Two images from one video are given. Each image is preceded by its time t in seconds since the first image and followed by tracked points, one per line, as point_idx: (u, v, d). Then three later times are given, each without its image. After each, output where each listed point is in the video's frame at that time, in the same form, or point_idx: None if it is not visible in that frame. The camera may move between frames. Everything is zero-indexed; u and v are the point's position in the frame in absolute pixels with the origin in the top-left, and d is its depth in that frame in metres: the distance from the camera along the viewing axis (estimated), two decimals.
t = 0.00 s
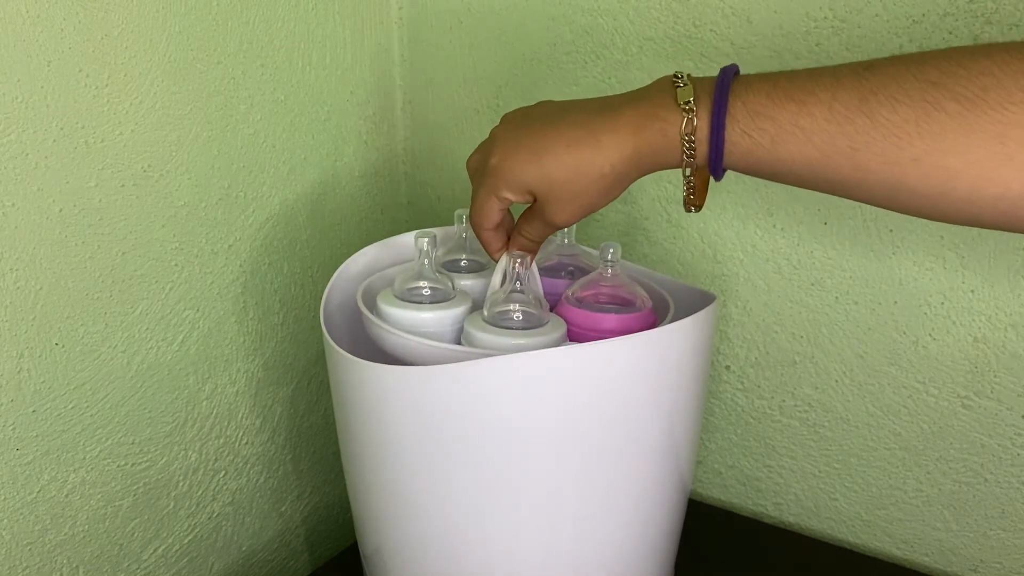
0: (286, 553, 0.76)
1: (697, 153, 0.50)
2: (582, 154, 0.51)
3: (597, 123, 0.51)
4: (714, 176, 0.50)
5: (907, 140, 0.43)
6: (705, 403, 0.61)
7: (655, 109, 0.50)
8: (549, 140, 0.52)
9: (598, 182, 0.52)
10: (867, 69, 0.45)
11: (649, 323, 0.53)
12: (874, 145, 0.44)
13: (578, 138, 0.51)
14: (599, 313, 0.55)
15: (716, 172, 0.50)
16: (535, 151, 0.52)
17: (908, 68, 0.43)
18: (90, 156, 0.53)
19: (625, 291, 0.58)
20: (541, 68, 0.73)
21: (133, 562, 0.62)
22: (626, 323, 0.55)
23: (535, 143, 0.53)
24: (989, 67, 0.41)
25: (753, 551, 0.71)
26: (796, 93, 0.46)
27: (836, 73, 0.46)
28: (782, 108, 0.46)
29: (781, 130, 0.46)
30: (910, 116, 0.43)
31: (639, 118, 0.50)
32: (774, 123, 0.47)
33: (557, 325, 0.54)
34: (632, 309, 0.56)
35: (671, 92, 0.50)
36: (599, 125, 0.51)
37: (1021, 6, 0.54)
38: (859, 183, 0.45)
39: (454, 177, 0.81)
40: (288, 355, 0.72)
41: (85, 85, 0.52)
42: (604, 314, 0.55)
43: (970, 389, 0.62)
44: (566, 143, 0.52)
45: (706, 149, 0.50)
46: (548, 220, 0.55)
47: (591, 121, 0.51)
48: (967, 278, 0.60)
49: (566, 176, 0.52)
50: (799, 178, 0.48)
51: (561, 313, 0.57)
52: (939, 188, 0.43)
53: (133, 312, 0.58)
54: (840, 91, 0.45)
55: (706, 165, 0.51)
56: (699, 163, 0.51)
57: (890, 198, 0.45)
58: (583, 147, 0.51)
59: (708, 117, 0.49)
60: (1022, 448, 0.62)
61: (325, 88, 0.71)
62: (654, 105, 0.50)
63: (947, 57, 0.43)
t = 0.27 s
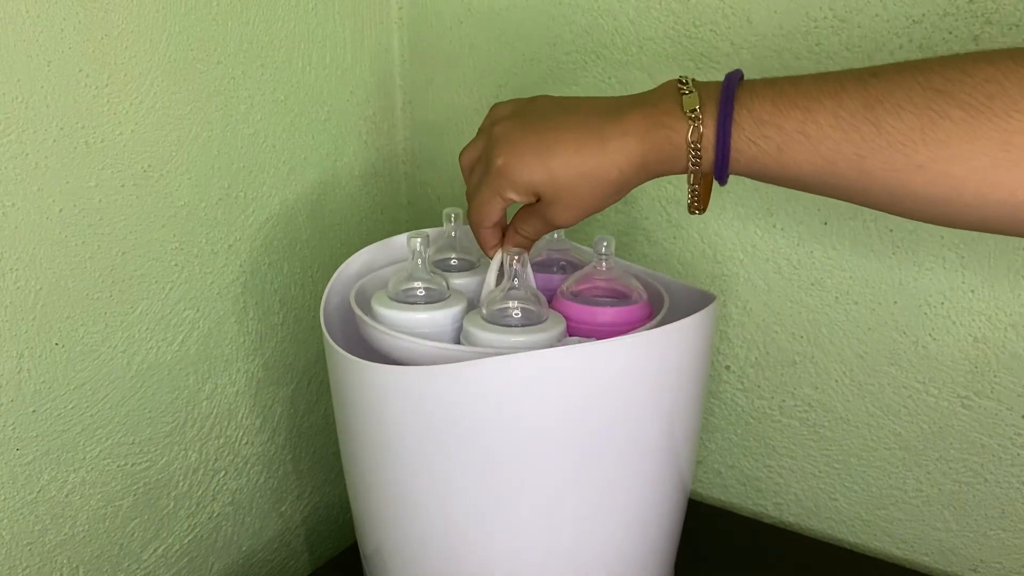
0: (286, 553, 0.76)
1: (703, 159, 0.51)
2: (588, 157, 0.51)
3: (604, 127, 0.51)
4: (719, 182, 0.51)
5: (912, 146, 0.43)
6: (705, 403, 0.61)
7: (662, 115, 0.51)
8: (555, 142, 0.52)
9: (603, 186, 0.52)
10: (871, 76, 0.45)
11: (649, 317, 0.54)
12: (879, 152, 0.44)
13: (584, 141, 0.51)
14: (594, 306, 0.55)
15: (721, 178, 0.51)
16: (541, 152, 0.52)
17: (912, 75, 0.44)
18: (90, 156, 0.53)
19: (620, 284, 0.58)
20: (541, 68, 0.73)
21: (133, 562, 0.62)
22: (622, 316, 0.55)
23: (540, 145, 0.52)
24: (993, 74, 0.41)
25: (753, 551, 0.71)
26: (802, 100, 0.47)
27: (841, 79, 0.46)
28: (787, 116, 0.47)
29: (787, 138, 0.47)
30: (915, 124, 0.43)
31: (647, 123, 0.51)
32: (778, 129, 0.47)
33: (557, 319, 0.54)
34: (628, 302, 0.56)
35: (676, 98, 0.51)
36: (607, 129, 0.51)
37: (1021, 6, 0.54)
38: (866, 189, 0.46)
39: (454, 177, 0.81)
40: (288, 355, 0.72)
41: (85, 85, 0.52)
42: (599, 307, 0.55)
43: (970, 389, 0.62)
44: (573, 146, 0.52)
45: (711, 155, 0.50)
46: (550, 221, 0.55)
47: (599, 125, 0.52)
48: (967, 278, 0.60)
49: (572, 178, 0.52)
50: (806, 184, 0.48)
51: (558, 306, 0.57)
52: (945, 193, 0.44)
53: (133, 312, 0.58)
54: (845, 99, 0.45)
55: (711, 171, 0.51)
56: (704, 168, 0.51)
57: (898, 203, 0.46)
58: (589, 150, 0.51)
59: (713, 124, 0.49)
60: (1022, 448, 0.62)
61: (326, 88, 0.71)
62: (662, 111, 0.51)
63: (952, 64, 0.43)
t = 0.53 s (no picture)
0: (286, 553, 0.76)
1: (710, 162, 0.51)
2: (596, 159, 0.51)
3: (613, 129, 0.51)
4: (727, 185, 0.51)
5: (919, 151, 0.43)
6: (705, 403, 0.61)
7: (669, 117, 0.51)
8: (564, 143, 0.52)
9: (611, 188, 0.52)
10: (879, 81, 0.45)
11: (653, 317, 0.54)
12: (887, 157, 0.44)
13: (593, 143, 0.52)
14: (599, 310, 0.55)
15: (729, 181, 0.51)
16: (549, 154, 0.52)
17: (919, 80, 0.44)
18: (90, 156, 0.53)
19: (626, 288, 0.58)
20: (542, 68, 0.73)
21: (133, 562, 0.62)
22: (628, 319, 0.55)
23: (549, 146, 0.52)
24: (1000, 79, 0.41)
25: (753, 551, 0.71)
26: (810, 104, 0.47)
27: (850, 83, 0.46)
28: (795, 120, 0.47)
29: (795, 142, 0.47)
30: (923, 129, 0.43)
31: (655, 126, 0.51)
32: (785, 133, 0.47)
33: (566, 323, 0.54)
34: (633, 306, 0.56)
35: (684, 101, 0.51)
36: (615, 132, 0.51)
37: (1021, 6, 0.54)
38: (874, 192, 0.46)
39: (454, 177, 0.81)
40: (288, 355, 0.72)
41: (85, 85, 0.52)
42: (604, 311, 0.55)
43: (970, 389, 0.62)
44: (581, 148, 0.52)
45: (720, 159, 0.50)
46: (557, 222, 0.55)
47: (607, 127, 0.52)
48: (966, 278, 0.60)
49: (580, 180, 0.52)
50: (814, 188, 0.48)
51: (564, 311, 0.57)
52: (952, 198, 0.44)
53: (133, 312, 0.58)
54: (854, 103, 0.45)
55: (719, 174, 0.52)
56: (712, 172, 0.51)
57: (905, 207, 0.46)
58: (597, 154, 0.51)
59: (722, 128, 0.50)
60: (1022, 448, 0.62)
61: (326, 87, 0.71)
62: (670, 114, 0.51)
63: (959, 69, 0.43)
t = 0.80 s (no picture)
0: (286, 553, 0.76)
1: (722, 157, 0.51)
2: (608, 149, 0.52)
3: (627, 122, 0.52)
4: (738, 183, 0.51)
5: (930, 151, 0.44)
6: (705, 403, 0.61)
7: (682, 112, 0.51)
8: (578, 133, 0.53)
9: (619, 181, 0.52)
10: (892, 81, 0.46)
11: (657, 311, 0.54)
12: (900, 155, 0.45)
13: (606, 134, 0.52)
14: (599, 312, 0.55)
15: (739, 178, 0.51)
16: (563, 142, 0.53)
17: (933, 80, 0.44)
18: (90, 156, 0.53)
19: (627, 290, 0.58)
20: (542, 68, 0.73)
21: (133, 562, 0.62)
22: (629, 320, 0.55)
23: (563, 136, 0.53)
24: (1014, 81, 0.42)
25: (754, 551, 0.71)
26: (823, 101, 0.47)
27: (862, 83, 0.47)
28: (807, 117, 0.47)
29: (807, 138, 0.47)
30: (937, 128, 0.44)
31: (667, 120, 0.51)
32: (796, 128, 0.47)
33: (567, 325, 0.54)
34: (634, 308, 0.56)
35: (698, 98, 0.51)
36: (628, 123, 0.52)
37: (1021, 6, 0.54)
38: (882, 191, 0.46)
39: (454, 177, 0.81)
40: (288, 355, 0.72)
41: (85, 85, 0.52)
42: (605, 313, 0.55)
43: (970, 389, 0.62)
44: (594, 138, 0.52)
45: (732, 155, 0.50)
46: (560, 217, 0.55)
47: (621, 121, 0.52)
48: (966, 278, 0.60)
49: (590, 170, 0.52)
50: (822, 185, 0.49)
51: (564, 312, 0.57)
52: (962, 198, 0.44)
53: (133, 312, 0.58)
54: (867, 102, 0.46)
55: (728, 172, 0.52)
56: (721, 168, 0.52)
57: (912, 205, 0.46)
58: (609, 143, 0.52)
59: (735, 125, 0.50)
60: (1022, 448, 0.62)
61: (326, 87, 0.71)
62: (683, 108, 0.51)
63: (973, 71, 0.44)
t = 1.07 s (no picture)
0: (286, 553, 0.76)
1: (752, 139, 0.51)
2: (634, 122, 0.52)
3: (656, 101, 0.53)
4: (766, 167, 0.51)
5: (960, 135, 0.43)
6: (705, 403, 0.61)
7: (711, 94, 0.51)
8: (608, 107, 0.53)
9: (641, 157, 0.52)
10: (923, 67, 0.46)
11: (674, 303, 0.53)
12: (929, 138, 0.44)
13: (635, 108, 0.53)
14: (598, 313, 0.55)
15: (768, 161, 0.51)
16: (593, 114, 0.54)
17: (964, 66, 0.44)
18: (90, 156, 0.53)
19: (626, 291, 0.58)
20: (542, 68, 0.73)
21: (133, 562, 0.62)
22: (628, 320, 0.55)
23: (594, 109, 0.54)
24: None
25: (754, 551, 0.71)
26: (853, 86, 0.47)
27: (893, 70, 0.47)
28: (838, 101, 0.47)
29: (837, 122, 0.47)
30: (967, 110, 0.43)
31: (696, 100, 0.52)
32: (827, 112, 0.47)
33: (565, 327, 0.54)
34: (633, 309, 0.56)
35: (728, 82, 0.51)
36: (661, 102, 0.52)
37: (1021, 6, 0.54)
38: (912, 177, 0.46)
39: (454, 177, 0.81)
40: (288, 355, 0.72)
41: (85, 85, 0.52)
42: (604, 314, 0.55)
43: (970, 389, 0.62)
44: (623, 111, 0.53)
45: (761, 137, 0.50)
46: (579, 191, 0.55)
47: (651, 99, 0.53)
48: (966, 278, 0.60)
49: (614, 142, 0.53)
50: (852, 173, 0.48)
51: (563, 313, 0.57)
52: (992, 181, 0.44)
53: (133, 312, 0.58)
54: (897, 86, 0.46)
55: (757, 156, 0.52)
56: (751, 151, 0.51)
57: (941, 191, 0.46)
58: (639, 121, 0.52)
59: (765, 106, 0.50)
60: (1022, 448, 0.62)
61: (325, 87, 0.71)
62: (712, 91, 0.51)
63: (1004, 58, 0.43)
